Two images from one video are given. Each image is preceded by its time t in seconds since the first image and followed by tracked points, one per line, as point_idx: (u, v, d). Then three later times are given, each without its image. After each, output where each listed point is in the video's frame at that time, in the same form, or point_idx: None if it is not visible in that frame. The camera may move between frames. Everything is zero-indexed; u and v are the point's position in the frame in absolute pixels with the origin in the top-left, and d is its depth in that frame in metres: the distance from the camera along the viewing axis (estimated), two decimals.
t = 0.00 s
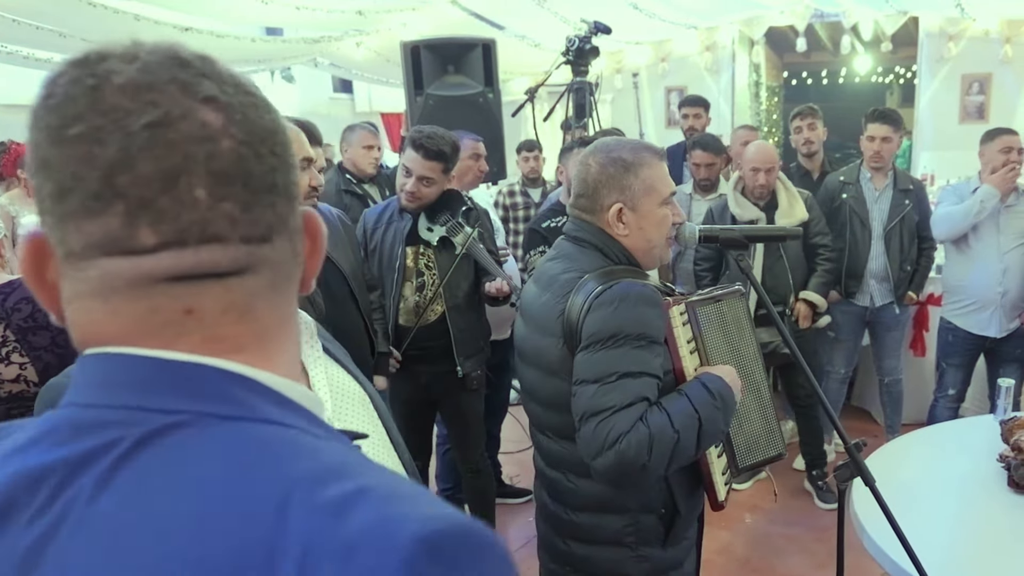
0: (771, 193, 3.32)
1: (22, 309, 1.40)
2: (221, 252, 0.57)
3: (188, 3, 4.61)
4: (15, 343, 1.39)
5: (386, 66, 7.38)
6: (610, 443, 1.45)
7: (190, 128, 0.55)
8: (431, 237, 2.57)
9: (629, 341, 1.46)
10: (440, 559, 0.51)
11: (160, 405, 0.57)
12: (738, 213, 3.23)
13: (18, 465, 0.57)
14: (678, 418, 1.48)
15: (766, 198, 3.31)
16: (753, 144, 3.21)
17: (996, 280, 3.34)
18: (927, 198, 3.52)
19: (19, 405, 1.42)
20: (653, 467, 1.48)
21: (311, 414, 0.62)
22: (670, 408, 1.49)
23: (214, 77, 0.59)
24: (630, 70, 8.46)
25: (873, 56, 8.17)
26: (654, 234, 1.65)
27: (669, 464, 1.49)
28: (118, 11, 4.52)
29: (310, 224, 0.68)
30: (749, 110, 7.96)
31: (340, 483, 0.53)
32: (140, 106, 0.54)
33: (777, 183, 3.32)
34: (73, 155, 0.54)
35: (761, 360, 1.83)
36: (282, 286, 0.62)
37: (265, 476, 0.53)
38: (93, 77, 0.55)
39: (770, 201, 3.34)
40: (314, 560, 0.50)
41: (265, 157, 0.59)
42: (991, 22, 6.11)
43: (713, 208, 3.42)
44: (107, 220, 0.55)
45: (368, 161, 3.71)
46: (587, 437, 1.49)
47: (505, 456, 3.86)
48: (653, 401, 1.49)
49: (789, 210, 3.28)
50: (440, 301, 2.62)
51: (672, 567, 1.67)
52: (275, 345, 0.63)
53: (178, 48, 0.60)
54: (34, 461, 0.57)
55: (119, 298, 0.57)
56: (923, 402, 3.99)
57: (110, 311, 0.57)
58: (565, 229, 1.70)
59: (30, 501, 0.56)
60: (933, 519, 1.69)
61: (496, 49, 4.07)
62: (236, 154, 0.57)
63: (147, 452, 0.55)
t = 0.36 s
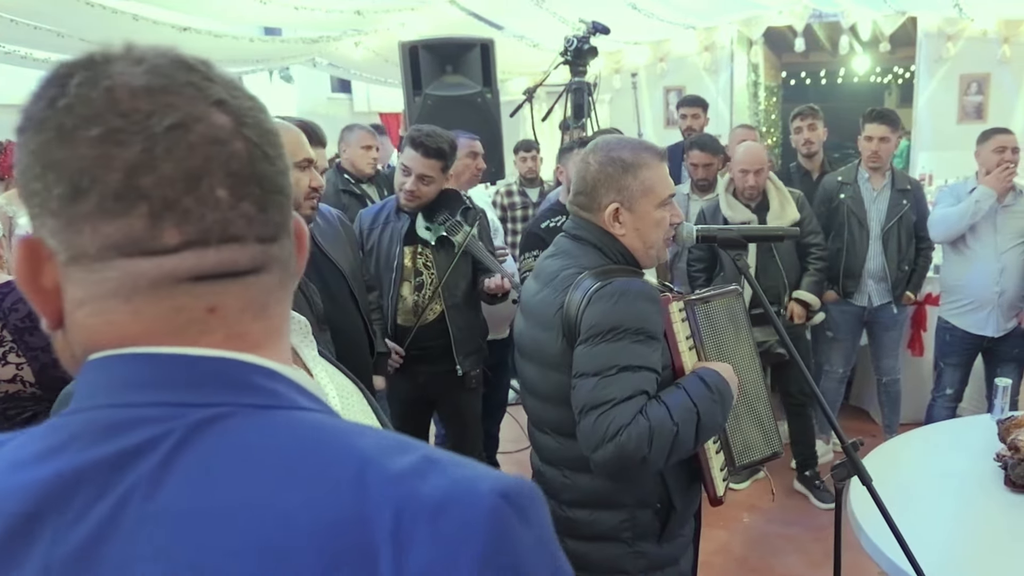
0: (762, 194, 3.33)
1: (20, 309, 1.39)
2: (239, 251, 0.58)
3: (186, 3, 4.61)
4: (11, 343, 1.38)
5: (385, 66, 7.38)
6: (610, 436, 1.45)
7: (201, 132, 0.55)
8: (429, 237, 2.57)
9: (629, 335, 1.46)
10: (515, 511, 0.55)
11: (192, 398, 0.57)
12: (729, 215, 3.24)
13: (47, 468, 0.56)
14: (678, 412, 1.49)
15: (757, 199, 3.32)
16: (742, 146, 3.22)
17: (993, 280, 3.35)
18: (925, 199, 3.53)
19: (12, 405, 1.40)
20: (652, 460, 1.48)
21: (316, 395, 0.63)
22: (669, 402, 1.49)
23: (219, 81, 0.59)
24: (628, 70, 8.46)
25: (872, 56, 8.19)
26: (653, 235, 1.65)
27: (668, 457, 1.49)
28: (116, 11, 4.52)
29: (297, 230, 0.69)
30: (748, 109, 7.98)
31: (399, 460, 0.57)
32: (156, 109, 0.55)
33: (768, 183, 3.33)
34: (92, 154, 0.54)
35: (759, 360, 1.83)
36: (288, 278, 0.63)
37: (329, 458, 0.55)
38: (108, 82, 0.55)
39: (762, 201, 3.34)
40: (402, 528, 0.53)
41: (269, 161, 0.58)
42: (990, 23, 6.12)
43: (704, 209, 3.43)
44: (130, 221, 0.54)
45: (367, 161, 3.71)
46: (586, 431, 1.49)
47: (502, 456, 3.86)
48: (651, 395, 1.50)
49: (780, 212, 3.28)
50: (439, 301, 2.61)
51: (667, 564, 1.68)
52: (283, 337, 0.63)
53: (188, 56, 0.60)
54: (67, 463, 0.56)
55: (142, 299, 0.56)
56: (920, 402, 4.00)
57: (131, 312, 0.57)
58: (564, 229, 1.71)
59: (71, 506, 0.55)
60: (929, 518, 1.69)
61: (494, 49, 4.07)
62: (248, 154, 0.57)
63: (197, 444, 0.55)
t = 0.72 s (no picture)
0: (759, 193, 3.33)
1: (16, 310, 1.40)
2: (260, 247, 0.58)
3: (184, 3, 4.62)
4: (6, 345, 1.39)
5: (382, 66, 7.38)
6: (612, 434, 1.46)
7: (220, 130, 0.55)
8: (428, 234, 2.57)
9: (629, 334, 1.47)
10: (550, 489, 0.57)
11: (222, 392, 0.57)
12: (727, 215, 3.24)
13: (78, 467, 0.55)
14: (679, 409, 1.49)
15: (754, 198, 3.32)
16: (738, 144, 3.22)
17: (991, 280, 3.35)
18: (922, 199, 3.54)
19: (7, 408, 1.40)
20: (654, 458, 1.48)
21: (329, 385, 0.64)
22: (670, 400, 1.50)
23: (231, 82, 0.59)
24: (625, 70, 8.47)
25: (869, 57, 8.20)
26: (651, 234, 1.65)
27: (670, 455, 1.50)
28: (114, 11, 4.53)
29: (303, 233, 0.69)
30: (745, 110, 7.99)
31: (435, 447, 0.58)
32: (178, 109, 0.55)
33: (764, 182, 3.33)
34: (116, 153, 0.54)
35: (757, 360, 1.84)
36: (300, 275, 0.63)
37: (368, 447, 0.56)
38: (129, 80, 0.55)
39: (758, 201, 3.34)
40: (448, 512, 0.54)
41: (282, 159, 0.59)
42: (987, 23, 6.13)
43: (701, 209, 3.43)
44: (155, 218, 0.54)
45: (365, 161, 3.72)
46: (588, 429, 1.49)
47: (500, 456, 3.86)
48: (652, 393, 1.50)
49: (776, 210, 3.28)
50: (437, 300, 2.62)
51: (668, 563, 1.68)
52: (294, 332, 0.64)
53: (200, 58, 0.59)
54: (99, 461, 0.55)
55: (168, 295, 0.56)
56: (917, 401, 4.01)
57: (157, 308, 0.56)
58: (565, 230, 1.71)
59: (106, 505, 0.55)
60: (927, 518, 1.70)
61: (492, 50, 4.08)
62: (264, 153, 0.57)
63: (233, 438, 0.55)
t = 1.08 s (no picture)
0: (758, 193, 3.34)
1: (15, 311, 1.39)
2: (267, 246, 0.58)
3: (182, 3, 4.62)
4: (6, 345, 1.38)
5: (380, 66, 7.38)
6: (614, 433, 1.46)
7: (224, 130, 0.56)
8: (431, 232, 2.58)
9: (632, 334, 1.47)
10: (562, 489, 0.58)
11: (232, 398, 0.57)
12: (727, 213, 3.24)
13: (89, 474, 0.55)
14: (681, 408, 1.49)
15: (753, 197, 3.32)
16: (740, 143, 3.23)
17: (990, 280, 3.36)
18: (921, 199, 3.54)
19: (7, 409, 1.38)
20: (656, 457, 1.49)
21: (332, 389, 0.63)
22: (673, 399, 1.50)
23: (232, 81, 0.59)
24: (623, 70, 8.47)
25: (866, 57, 8.20)
26: (651, 232, 1.66)
27: (672, 454, 1.50)
28: (111, 11, 4.52)
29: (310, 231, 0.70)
30: (742, 109, 7.99)
31: (446, 449, 0.58)
32: (181, 109, 0.55)
33: (764, 182, 3.33)
34: (120, 155, 0.54)
35: (758, 359, 1.83)
36: (305, 276, 0.63)
37: (381, 450, 0.56)
38: (130, 81, 0.55)
39: (758, 201, 3.35)
40: (465, 513, 0.54)
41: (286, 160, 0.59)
42: (985, 22, 6.13)
43: (701, 209, 3.44)
44: (162, 220, 0.54)
45: (364, 161, 3.72)
46: (591, 429, 1.49)
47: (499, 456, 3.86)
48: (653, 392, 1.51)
49: (776, 210, 3.28)
50: (439, 299, 2.62)
51: (671, 562, 1.68)
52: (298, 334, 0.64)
53: (203, 60, 0.60)
54: (112, 468, 0.55)
55: (175, 299, 0.56)
56: (916, 401, 4.01)
57: (165, 312, 0.56)
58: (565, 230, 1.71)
59: (119, 513, 0.54)
60: (928, 517, 1.70)
61: (491, 50, 4.07)
62: (267, 153, 0.58)
63: (247, 443, 0.55)
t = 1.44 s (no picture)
0: (756, 193, 3.34)
1: (12, 310, 1.38)
2: (254, 251, 0.57)
3: (181, 2, 4.62)
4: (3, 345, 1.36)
5: (378, 66, 7.37)
6: (613, 435, 1.46)
7: (218, 128, 0.55)
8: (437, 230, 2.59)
9: (630, 335, 1.47)
10: (553, 510, 0.56)
11: (218, 407, 0.56)
12: (724, 212, 3.24)
13: (73, 476, 0.55)
14: (680, 409, 1.49)
15: (751, 198, 3.33)
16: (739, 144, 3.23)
17: (990, 281, 3.36)
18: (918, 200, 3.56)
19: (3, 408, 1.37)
20: (655, 458, 1.49)
21: (329, 397, 0.63)
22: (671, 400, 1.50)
23: (232, 78, 0.59)
24: (622, 70, 8.46)
25: (864, 57, 8.20)
26: (651, 231, 1.66)
27: (671, 456, 1.50)
28: (109, 11, 4.52)
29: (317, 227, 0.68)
30: (741, 109, 8.00)
31: (435, 465, 0.57)
32: (171, 106, 0.55)
33: (762, 183, 3.33)
34: (106, 152, 0.54)
35: (757, 358, 1.83)
36: (303, 279, 0.62)
37: (363, 465, 0.55)
38: (122, 78, 0.55)
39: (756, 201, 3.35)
40: (445, 534, 0.53)
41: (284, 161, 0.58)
42: (983, 22, 6.13)
43: (698, 209, 3.44)
44: (144, 221, 0.54)
45: (360, 161, 3.71)
46: (590, 431, 1.49)
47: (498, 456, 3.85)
48: (652, 393, 1.50)
49: (773, 211, 3.28)
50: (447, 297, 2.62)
51: (670, 562, 1.68)
52: (298, 338, 0.63)
53: (202, 57, 0.60)
54: (93, 476, 0.55)
55: (161, 303, 0.56)
56: (915, 401, 4.01)
57: (151, 316, 0.56)
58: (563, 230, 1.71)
59: (99, 520, 0.54)
60: (927, 517, 1.70)
61: (489, 50, 4.07)
62: (263, 153, 0.57)
63: (228, 453, 0.55)
